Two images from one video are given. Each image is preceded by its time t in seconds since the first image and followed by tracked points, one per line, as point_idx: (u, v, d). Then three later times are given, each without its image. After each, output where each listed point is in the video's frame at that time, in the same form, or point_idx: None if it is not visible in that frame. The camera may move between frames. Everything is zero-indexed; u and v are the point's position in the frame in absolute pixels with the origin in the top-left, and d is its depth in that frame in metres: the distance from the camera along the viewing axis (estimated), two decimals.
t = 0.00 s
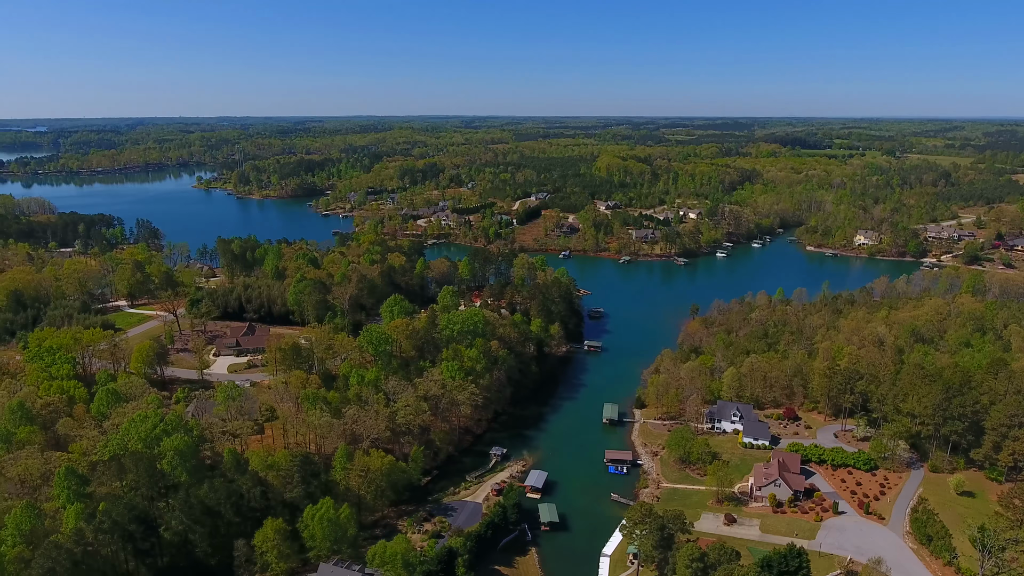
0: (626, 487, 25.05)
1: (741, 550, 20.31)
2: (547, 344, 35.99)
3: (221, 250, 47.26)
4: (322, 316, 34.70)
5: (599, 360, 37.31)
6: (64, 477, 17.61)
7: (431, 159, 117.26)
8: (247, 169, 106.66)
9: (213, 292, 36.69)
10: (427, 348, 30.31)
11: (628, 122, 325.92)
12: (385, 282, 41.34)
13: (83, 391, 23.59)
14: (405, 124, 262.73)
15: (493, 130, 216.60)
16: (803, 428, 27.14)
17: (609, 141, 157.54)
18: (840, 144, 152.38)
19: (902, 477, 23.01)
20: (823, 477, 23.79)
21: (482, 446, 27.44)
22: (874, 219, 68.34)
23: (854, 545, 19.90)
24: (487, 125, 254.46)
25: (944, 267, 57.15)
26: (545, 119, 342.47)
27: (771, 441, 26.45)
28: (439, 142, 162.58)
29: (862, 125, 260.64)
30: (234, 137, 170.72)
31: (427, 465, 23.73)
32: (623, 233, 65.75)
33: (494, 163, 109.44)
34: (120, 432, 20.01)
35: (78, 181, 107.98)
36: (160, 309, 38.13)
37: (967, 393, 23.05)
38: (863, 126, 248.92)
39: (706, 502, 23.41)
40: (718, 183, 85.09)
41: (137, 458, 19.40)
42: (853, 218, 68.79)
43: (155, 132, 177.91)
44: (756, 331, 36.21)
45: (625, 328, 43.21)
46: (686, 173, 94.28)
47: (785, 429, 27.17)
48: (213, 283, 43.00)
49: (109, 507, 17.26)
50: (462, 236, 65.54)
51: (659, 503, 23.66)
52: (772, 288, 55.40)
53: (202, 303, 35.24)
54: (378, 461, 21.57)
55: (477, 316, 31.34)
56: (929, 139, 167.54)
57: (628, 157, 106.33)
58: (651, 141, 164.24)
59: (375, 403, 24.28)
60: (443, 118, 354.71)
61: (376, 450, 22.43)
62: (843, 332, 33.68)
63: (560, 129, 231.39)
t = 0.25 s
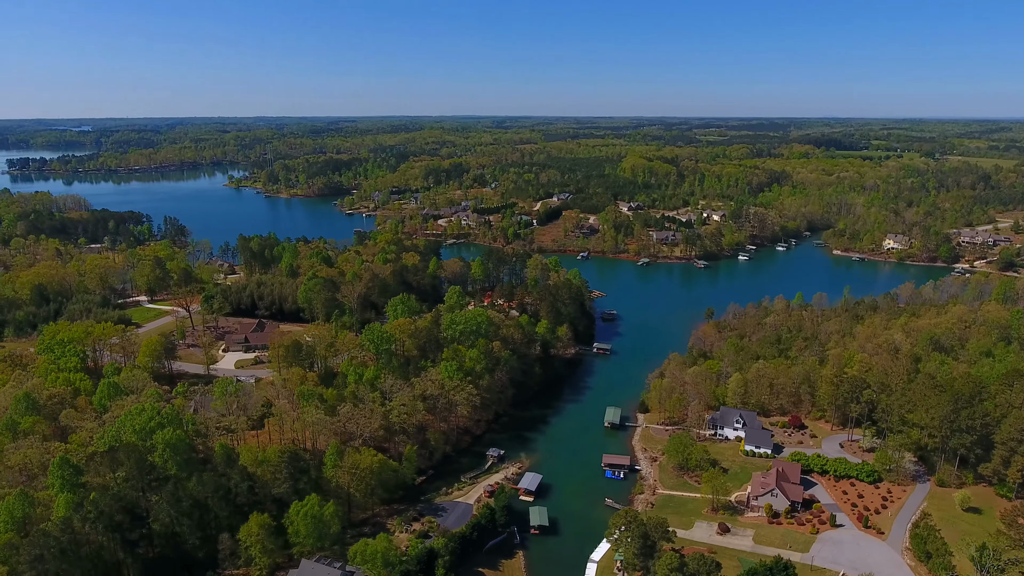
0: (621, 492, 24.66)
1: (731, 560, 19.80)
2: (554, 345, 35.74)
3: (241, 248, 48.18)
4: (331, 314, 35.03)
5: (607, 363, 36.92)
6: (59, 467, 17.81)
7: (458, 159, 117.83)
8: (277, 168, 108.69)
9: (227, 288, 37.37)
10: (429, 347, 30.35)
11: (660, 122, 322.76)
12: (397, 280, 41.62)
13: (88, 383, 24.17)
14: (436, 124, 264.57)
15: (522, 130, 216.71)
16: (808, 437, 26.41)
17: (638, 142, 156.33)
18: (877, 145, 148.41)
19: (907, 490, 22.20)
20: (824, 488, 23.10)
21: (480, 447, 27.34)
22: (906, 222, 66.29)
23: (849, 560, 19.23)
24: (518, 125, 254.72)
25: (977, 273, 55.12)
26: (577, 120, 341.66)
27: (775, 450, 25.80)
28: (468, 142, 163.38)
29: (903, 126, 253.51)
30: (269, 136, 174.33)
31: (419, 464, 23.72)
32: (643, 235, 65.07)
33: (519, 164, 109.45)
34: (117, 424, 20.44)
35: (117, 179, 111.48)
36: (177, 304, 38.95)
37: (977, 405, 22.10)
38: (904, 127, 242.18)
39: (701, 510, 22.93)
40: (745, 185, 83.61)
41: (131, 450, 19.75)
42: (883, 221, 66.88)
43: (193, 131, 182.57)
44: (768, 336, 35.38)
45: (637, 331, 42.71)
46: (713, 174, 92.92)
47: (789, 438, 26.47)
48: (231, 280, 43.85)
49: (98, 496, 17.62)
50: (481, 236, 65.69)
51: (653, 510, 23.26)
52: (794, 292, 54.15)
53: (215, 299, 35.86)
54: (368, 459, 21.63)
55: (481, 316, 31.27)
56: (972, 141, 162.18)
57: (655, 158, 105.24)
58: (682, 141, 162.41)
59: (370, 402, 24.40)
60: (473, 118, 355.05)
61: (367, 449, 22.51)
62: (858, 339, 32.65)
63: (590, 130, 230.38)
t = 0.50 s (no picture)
0: (611, 496, 24.39)
1: (714, 569, 19.44)
2: (555, 347, 35.52)
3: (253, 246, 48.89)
4: (334, 312, 35.31)
5: (609, 365, 36.57)
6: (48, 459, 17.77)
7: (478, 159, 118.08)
8: (300, 167, 110.15)
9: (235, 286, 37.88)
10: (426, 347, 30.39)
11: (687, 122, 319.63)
12: (403, 280, 41.81)
13: (88, 377, 24.67)
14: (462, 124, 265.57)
15: (546, 130, 216.43)
16: (806, 445, 25.82)
17: (661, 142, 154.94)
18: (908, 147, 144.83)
19: (903, 502, 21.56)
20: (817, 498, 22.56)
21: (472, 448, 27.26)
22: (930, 226, 64.55)
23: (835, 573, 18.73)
24: (543, 125, 254.36)
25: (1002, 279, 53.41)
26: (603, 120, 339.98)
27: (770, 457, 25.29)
28: (491, 142, 163.66)
29: (938, 127, 247.14)
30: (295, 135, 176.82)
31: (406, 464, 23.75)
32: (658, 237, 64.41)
33: (539, 164, 109.24)
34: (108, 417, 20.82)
35: (146, 177, 114.05)
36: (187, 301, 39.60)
37: (977, 416, 21.32)
38: (939, 128, 236.13)
39: (689, 517, 22.56)
40: (766, 186, 82.26)
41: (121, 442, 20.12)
42: (907, 224, 65.23)
43: (222, 130, 186.12)
44: (774, 341, 34.71)
45: (644, 333, 42.27)
46: (734, 175, 91.62)
47: (786, 445, 25.92)
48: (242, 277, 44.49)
49: (83, 488, 17.98)
50: (495, 236, 65.70)
51: (641, 515, 22.94)
52: (810, 296, 53.07)
53: (222, 296, 36.36)
54: (352, 459, 21.72)
55: (478, 317, 31.20)
56: (1009, 142, 157.47)
57: (676, 159, 104.12)
58: (706, 142, 160.49)
59: (360, 400, 24.51)
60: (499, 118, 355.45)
61: (353, 448, 22.60)
62: (865, 345, 31.85)
63: (615, 130, 228.97)
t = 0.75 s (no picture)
0: (599, 500, 24.14)
1: None
2: (557, 348, 35.32)
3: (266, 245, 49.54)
4: (337, 312, 35.59)
5: (611, 367, 36.28)
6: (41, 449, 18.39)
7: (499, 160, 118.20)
8: (322, 167, 111.52)
9: (243, 283, 38.40)
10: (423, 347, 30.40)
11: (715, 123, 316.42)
12: (409, 279, 42.00)
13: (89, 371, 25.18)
14: (486, 125, 266.18)
15: (570, 130, 215.80)
16: (803, 452, 25.26)
17: (686, 143, 153.39)
18: (939, 148, 141.03)
19: (896, 514, 20.97)
20: (809, 507, 22.08)
21: (465, 449, 27.21)
22: (955, 229, 62.76)
23: None
24: (567, 126, 253.68)
25: None
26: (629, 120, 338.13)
27: (765, 464, 24.81)
28: (513, 142, 163.83)
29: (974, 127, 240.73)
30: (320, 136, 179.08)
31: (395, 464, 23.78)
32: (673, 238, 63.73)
33: (559, 164, 108.94)
34: (102, 411, 21.20)
35: (173, 176, 116.54)
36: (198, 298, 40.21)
37: (975, 427, 20.55)
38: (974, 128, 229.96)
39: (676, 523, 22.22)
40: (787, 188, 80.90)
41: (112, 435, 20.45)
42: (930, 227, 63.56)
43: (249, 131, 189.30)
44: (779, 345, 34.04)
45: (650, 336, 41.82)
46: (756, 176, 90.30)
47: (782, 452, 25.42)
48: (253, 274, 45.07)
49: (70, 481, 18.37)
50: (509, 236, 65.67)
51: (628, 520, 22.67)
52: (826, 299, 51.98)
53: (228, 293, 36.88)
54: (337, 457, 21.85)
55: (476, 317, 31.15)
56: None
57: (697, 159, 102.93)
58: (731, 142, 158.54)
59: (351, 399, 24.63)
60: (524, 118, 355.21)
61: (340, 445, 22.74)
62: (871, 351, 31.04)
63: (640, 130, 227.31)
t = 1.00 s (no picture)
0: (590, 504, 23.89)
1: None
2: (560, 350, 35.13)
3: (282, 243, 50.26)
4: (342, 310, 35.88)
5: (616, 370, 35.97)
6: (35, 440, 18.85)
7: (522, 160, 118.12)
8: (346, 167, 112.80)
9: (253, 281, 38.98)
10: (422, 346, 30.49)
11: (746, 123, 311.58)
12: (418, 278, 42.18)
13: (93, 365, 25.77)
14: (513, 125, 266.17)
15: (597, 130, 214.74)
16: (801, 461, 24.69)
17: (713, 143, 151.27)
18: (978, 149, 136.71)
19: (892, 527, 20.34)
20: (802, 517, 21.55)
21: (460, 449, 27.24)
22: (985, 233, 60.72)
23: None
24: (595, 126, 252.26)
25: None
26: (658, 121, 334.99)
27: (761, 472, 24.31)
28: (538, 142, 163.53)
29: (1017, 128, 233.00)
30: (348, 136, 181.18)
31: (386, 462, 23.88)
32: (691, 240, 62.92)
33: (581, 165, 108.41)
34: (99, 404, 21.67)
35: (203, 175, 119.07)
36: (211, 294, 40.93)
37: (976, 439, 19.82)
38: (1017, 129, 222.50)
39: (665, 529, 21.90)
40: (812, 189, 79.23)
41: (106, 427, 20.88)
42: (959, 231, 61.59)
43: (280, 130, 192.53)
44: (787, 351, 33.31)
45: (658, 339, 41.33)
46: (781, 177, 88.62)
47: (780, 460, 24.88)
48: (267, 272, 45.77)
49: (60, 471, 18.80)
50: (525, 236, 65.58)
51: (616, 526, 22.39)
52: (846, 304, 50.75)
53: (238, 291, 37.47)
54: (325, 455, 22.03)
55: (476, 318, 31.14)
56: None
57: (722, 160, 101.40)
58: (760, 142, 155.90)
59: (345, 397, 24.83)
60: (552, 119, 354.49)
61: (330, 443, 22.92)
62: (881, 358, 30.17)
63: (668, 130, 224.95)
